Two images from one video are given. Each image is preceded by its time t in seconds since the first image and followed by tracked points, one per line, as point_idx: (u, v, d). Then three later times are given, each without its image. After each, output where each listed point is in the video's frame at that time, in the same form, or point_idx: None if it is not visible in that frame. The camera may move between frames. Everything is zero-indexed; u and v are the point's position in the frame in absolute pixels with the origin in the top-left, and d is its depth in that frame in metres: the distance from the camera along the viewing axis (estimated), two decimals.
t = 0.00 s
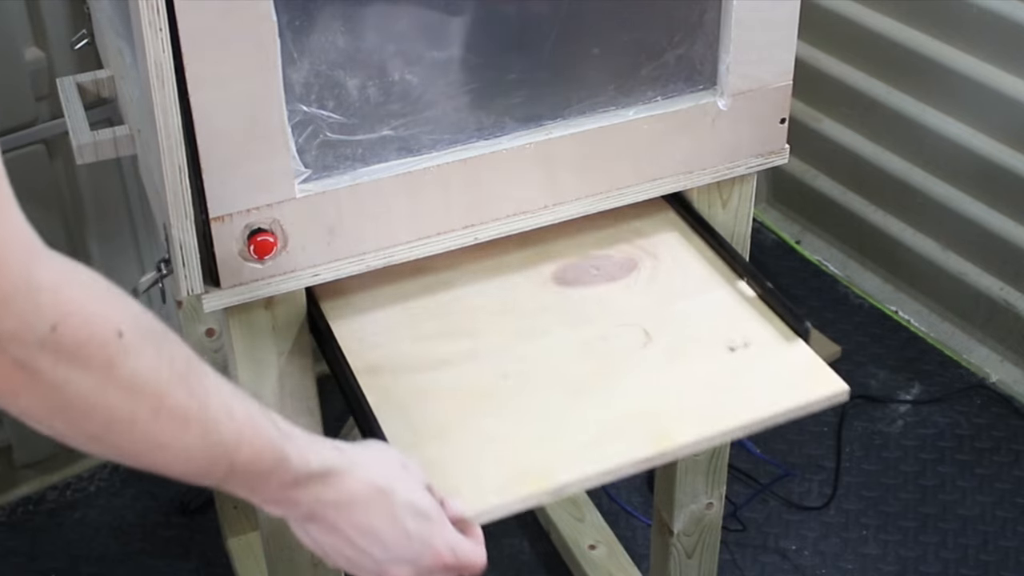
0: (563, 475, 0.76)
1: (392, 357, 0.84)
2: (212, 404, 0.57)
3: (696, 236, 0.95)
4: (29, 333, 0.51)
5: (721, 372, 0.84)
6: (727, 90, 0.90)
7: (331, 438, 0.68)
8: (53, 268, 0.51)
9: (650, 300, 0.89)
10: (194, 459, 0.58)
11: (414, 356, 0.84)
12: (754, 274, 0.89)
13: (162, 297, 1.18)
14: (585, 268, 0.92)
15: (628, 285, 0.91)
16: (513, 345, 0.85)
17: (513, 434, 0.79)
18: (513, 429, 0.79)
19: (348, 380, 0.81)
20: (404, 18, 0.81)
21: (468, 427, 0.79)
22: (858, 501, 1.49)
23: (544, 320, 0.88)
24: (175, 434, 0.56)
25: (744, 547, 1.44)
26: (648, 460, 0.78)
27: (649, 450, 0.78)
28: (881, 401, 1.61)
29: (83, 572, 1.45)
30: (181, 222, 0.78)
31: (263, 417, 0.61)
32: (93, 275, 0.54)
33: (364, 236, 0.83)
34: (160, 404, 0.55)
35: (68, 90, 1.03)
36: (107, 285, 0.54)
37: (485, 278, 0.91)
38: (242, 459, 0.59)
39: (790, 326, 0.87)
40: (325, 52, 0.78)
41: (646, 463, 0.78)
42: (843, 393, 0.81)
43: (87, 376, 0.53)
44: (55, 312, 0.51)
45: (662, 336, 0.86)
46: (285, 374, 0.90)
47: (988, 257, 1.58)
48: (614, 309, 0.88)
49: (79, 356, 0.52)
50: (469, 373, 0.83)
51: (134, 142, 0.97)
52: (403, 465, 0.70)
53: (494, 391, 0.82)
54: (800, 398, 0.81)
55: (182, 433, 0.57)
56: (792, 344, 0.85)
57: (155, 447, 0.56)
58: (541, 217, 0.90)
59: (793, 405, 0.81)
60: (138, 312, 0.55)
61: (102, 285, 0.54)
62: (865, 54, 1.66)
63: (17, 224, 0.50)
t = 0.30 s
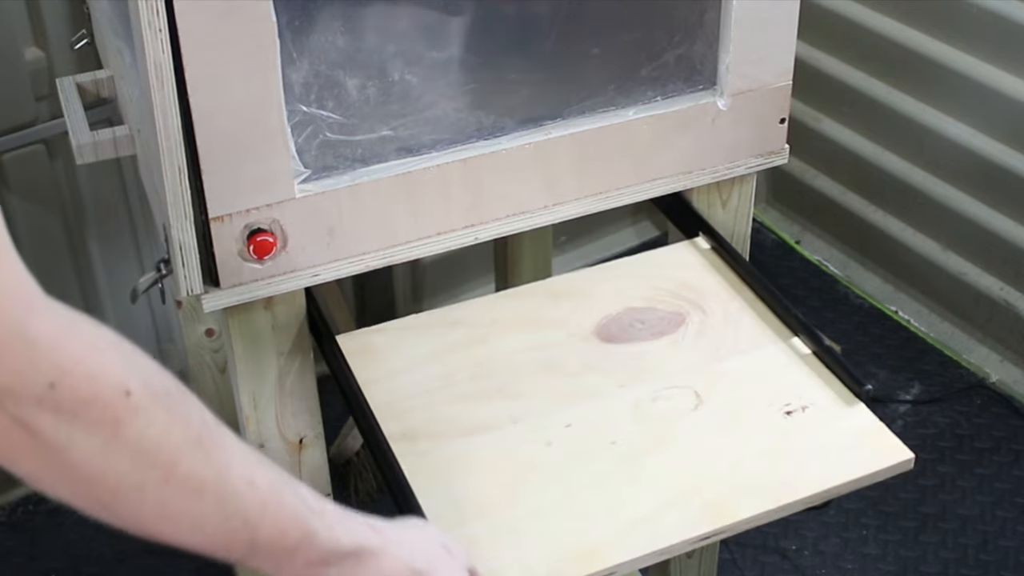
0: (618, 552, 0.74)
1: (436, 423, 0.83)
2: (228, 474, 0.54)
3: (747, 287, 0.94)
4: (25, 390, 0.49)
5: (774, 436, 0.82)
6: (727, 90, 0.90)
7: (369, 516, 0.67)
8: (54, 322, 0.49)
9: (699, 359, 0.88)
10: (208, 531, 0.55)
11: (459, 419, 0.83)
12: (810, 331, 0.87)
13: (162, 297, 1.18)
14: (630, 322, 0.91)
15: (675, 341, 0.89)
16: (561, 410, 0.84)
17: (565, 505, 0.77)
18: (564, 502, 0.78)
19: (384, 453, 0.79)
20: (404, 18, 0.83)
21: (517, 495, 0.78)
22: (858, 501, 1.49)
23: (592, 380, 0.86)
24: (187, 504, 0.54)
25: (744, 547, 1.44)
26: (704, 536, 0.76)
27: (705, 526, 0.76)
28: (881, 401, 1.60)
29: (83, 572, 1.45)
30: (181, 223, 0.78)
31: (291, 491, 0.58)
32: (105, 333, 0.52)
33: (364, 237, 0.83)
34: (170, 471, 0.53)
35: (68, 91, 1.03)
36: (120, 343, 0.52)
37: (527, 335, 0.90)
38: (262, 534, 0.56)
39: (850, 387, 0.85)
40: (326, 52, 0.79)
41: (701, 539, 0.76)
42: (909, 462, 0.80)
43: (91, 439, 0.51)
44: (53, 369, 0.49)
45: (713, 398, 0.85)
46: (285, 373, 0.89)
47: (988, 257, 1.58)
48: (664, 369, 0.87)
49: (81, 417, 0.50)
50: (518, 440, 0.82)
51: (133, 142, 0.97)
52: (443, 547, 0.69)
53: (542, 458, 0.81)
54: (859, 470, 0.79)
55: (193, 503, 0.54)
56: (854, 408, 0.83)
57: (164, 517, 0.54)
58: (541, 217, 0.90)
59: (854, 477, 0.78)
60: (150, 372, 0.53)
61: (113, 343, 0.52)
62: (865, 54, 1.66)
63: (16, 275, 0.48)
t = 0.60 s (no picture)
0: (622, 555, 0.74)
1: (438, 424, 0.83)
2: (239, 493, 0.55)
3: (749, 288, 0.94)
4: (35, 409, 0.48)
5: (778, 438, 0.82)
6: (727, 90, 0.90)
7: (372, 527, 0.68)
8: (62, 343, 0.49)
9: (701, 361, 0.87)
10: (216, 550, 0.55)
11: (459, 420, 0.83)
12: (811, 332, 0.87)
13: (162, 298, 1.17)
14: (631, 323, 0.91)
15: (678, 342, 0.89)
16: (563, 412, 0.84)
17: (568, 506, 0.78)
18: (566, 505, 0.78)
19: (385, 454, 0.79)
20: (404, 19, 0.81)
21: (517, 496, 0.78)
22: (858, 501, 1.49)
23: (595, 382, 0.86)
24: (196, 524, 0.54)
25: (744, 547, 1.44)
26: (708, 538, 0.76)
27: (709, 528, 0.76)
28: (881, 400, 1.61)
29: (83, 572, 1.45)
30: (180, 223, 0.78)
31: (297, 505, 0.59)
32: (114, 350, 0.51)
33: (364, 237, 0.83)
34: (180, 492, 0.53)
35: (69, 91, 1.03)
36: (128, 361, 0.52)
37: (528, 336, 0.90)
38: (269, 551, 0.57)
39: (852, 389, 0.85)
40: (325, 53, 0.79)
41: (706, 541, 0.76)
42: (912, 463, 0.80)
43: (102, 460, 0.51)
44: (64, 391, 0.49)
45: (715, 400, 0.85)
46: (285, 374, 0.89)
47: (988, 257, 1.58)
48: (665, 369, 0.87)
49: (92, 437, 0.50)
50: (519, 441, 0.82)
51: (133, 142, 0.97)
52: (455, 558, 0.70)
53: (544, 460, 0.81)
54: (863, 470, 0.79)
55: (204, 523, 0.54)
56: (856, 411, 0.83)
57: (173, 534, 0.54)
58: (541, 217, 0.90)
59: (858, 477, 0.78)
60: (159, 391, 0.52)
61: (122, 362, 0.51)
62: (866, 54, 1.66)
63: (22, 294, 0.47)
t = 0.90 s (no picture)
0: (623, 555, 0.74)
1: (438, 424, 0.83)
2: (241, 490, 0.56)
3: (749, 288, 0.94)
4: (36, 414, 0.49)
5: (777, 437, 0.82)
6: (727, 90, 0.90)
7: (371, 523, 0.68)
8: (58, 347, 0.49)
9: (701, 360, 0.88)
10: (219, 547, 0.56)
11: (461, 420, 0.83)
12: (811, 332, 0.87)
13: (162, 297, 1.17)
14: (631, 323, 0.91)
15: (679, 342, 0.89)
16: (563, 411, 0.84)
17: (568, 506, 0.78)
18: (567, 505, 0.78)
19: (385, 454, 0.79)
20: (404, 18, 0.81)
21: (517, 495, 0.78)
22: (858, 501, 1.49)
23: (596, 382, 0.86)
24: (198, 523, 0.55)
25: (744, 547, 1.44)
26: (708, 538, 0.76)
27: (710, 529, 0.76)
28: (881, 400, 1.60)
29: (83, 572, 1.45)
30: (181, 222, 0.78)
31: (296, 503, 0.59)
32: (111, 354, 0.52)
33: (364, 237, 0.83)
34: (182, 492, 0.54)
35: (69, 91, 1.03)
36: (125, 363, 0.52)
37: (528, 336, 0.90)
38: (273, 546, 0.58)
39: (853, 389, 0.85)
40: (326, 52, 0.79)
41: (707, 541, 0.76)
42: (912, 463, 0.80)
43: (103, 463, 0.51)
44: (63, 396, 0.49)
45: (715, 400, 0.85)
46: (285, 374, 0.90)
47: (988, 257, 1.58)
48: (665, 369, 0.87)
49: (92, 442, 0.51)
50: (520, 441, 0.82)
51: (134, 141, 0.97)
52: (455, 553, 0.69)
53: (545, 460, 0.81)
54: (863, 471, 0.79)
55: (206, 523, 0.55)
56: (856, 411, 0.83)
57: (176, 535, 0.55)
58: (541, 217, 0.90)
59: (858, 478, 0.79)
60: (157, 393, 0.53)
61: (120, 365, 0.52)
62: (866, 55, 1.66)
63: (17, 299, 0.48)
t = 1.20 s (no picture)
0: (623, 556, 0.74)
1: (437, 425, 0.83)
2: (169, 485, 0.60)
3: (750, 288, 0.94)
4: None
5: (778, 437, 0.82)
6: (727, 90, 0.90)
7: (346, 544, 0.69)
8: None
9: (701, 360, 0.87)
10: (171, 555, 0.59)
11: (460, 420, 0.83)
12: (811, 332, 0.87)
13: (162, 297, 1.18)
14: (631, 323, 0.91)
15: (679, 342, 0.89)
16: (563, 411, 0.84)
17: (567, 506, 0.78)
18: (567, 505, 0.78)
19: (386, 453, 0.79)
20: (405, 18, 0.82)
21: (516, 495, 0.78)
22: (858, 501, 1.48)
23: (597, 383, 0.86)
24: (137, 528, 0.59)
25: (744, 547, 1.44)
26: (709, 538, 0.76)
27: (710, 529, 0.76)
28: (881, 400, 1.60)
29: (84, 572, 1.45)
30: (180, 222, 0.78)
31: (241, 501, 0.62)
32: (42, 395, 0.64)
33: (364, 237, 0.83)
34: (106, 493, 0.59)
35: (69, 90, 1.03)
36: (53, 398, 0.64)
37: (528, 336, 0.90)
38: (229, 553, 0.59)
39: (853, 389, 0.85)
40: (326, 52, 0.79)
41: (707, 541, 0.76)
42: (912, 462, 0.80)
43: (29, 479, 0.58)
44: None
45: (715, 400, 0.84)
46: (285, 374, 0.90)
47: (988, 257, 1.58)
48: (665, 369, 0.87)
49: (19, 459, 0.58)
50: (519, 441, 0.82)
51: (134, 141, 0.97)
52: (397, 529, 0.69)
53: (545, 460, 0.80)
54: (864, 470, 0.79)
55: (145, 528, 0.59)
56: (856, 411, 0.83)
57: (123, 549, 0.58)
58: (541, 217, 0.90)
59: (859, 478, 0.78)
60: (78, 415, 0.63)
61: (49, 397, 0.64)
62: (866, 55, 1.66)
63: None
